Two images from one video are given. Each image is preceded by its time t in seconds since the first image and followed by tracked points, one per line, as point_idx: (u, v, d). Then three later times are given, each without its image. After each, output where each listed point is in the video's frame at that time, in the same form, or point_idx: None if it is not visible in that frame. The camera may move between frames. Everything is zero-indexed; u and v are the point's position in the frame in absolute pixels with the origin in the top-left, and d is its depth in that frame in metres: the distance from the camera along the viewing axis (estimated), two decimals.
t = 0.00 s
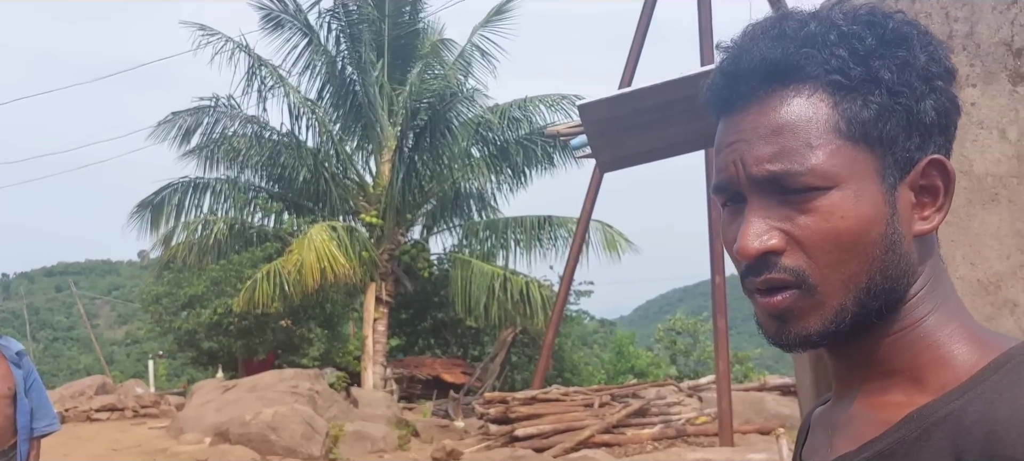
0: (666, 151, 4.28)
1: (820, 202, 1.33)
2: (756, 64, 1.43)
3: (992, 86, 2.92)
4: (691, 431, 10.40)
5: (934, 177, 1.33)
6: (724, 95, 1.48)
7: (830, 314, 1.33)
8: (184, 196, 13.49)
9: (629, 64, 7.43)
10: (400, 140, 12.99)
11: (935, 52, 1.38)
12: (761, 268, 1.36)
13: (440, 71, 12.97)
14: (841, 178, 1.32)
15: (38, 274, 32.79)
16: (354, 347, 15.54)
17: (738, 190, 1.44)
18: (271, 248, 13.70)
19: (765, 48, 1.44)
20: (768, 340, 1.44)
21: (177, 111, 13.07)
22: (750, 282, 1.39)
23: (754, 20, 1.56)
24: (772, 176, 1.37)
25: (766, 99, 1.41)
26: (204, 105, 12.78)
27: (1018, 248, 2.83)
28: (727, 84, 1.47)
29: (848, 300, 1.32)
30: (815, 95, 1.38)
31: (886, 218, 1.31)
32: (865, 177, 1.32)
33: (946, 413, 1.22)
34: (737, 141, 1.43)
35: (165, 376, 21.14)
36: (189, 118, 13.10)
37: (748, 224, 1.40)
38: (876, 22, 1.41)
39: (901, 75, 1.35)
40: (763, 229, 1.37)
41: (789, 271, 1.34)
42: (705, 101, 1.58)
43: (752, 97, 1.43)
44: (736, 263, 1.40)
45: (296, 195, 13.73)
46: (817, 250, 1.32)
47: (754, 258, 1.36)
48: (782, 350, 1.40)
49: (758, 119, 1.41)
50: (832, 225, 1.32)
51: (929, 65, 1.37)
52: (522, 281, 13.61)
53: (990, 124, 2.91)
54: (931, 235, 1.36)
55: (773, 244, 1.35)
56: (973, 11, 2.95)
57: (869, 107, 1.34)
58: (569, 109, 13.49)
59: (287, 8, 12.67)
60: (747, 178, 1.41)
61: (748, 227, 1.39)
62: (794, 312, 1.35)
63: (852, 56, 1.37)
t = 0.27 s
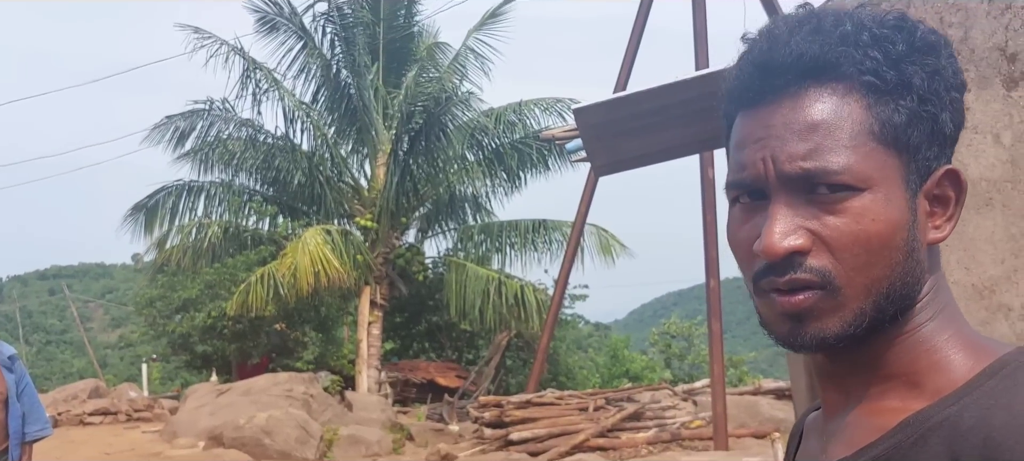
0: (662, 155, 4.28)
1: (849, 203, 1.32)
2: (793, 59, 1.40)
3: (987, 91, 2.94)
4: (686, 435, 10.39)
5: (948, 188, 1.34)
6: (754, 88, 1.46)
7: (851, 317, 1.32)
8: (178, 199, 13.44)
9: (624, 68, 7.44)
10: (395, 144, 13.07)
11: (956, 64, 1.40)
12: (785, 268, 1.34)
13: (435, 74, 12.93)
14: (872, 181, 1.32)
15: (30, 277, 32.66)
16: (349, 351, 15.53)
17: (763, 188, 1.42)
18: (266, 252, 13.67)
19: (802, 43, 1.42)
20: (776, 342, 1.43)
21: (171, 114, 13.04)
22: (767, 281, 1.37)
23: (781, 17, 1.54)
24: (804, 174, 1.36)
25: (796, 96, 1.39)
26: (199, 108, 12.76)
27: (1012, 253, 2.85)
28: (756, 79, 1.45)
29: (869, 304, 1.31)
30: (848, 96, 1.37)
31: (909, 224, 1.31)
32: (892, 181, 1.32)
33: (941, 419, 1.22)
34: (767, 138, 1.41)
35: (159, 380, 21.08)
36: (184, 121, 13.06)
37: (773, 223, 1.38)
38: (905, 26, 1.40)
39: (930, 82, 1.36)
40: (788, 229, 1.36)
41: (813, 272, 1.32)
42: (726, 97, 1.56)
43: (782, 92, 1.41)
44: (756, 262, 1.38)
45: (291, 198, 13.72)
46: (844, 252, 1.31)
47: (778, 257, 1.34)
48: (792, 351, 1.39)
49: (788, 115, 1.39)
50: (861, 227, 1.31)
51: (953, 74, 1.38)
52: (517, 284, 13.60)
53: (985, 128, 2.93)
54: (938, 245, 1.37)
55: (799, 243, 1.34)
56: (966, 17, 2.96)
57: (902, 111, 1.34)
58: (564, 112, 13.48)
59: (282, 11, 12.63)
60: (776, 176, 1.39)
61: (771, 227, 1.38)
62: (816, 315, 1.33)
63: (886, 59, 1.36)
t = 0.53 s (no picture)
0: (657, 159, 4.29)
1: (857, 210, 1.33)
2: (801, 65, 1.41)
3: (979, 96, 2.95)
4: (680, 439, 10.40)
5: (946, 196, 1.37)
6: (760, 93, 1.45)
7: (856, 325, 1.32)
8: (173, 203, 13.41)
9: (618, 73, 7.46)
10: (390, 148, 13.05)
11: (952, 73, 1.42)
12: (793, 275, 1.34)
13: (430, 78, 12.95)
14: (880, 188, 1.33)
15: (24, 280, 32.57)
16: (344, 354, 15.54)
17: (768, 195, 1.42)
18: (260, 255, 13.65)
19: (810, 48, 1.42)
20: (777, 350, 1.43)
21: (165, 117, 13.01)
22: (773, 288, 1.37)
23: (784, 21, 1.54)
24: (813, 180, 1.36)
25: (803, 102, 1.39)
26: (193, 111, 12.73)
27: (1004, 257, 2.87)
28: (762, 84, 1.45)
29: (874, 312, 1.32)
30: (854, 103, 1.37)
31: (912, 232, 1.32)
32: (896, 189, 1.33)
33: (937, 427, 1.23)
34: (774, 143, 1.41)
35: (153, 384, 21.03)
36: (178, 125, 13.04)
37: (780, 230, 1.38)
38: (906, 35, 1.41)
39: (933, 90, 1.37)
40: (796, 236, 1.36)
41: (822, 280, 1.32)
42: (727, 102, 1.56)
43: (787, 97, 1.41)
44: (763, 269, 1.38)
45: (285, 202, 13.70)
46: (851, 259, 1.32)
47: (787, 264, 1.34)
48: (793, 359, 1.39)
49: (795, 121, 1.39)
50: (869, 234, 1.31)
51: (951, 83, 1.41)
52: (512, 288, 13.59)
53: (977, 134, 2.94)
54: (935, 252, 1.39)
55: (808, 250, 1.34)
56: (960, 23, 2.97)
57: (905, 119, 1.35)
58: (559, 116, 13.50)
59: (277, 14, 12.66)
60: (784, 182, 1.39)
61: (777, 235, 1.38)
62: (822, 322, 1.33)
63: (890, 66, 1.37)
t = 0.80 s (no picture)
0: (653, 165, 4.31)
1: (850, 218, 1.34)
2: (794, 74, 1.42)
3: (972, 102, 2.97)
4: (677, 443, 10.47)
5: (937, 204, 1.38)
6: (754, 102, 1.47)
7: (850, 331, 1.33)
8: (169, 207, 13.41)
9: (615, 79, 7.49)
10: (386, 152, 13.04)
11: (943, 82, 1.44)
12: (787, 281, 1.36)
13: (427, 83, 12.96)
14: (872, 196, 1.34)
15: (20, 285, 32.53)
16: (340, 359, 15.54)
17: (762, 202, 1.43)
18: (257, 260, 13.65)
19: (802, 57, 1.44)
20: (771, 355, 1.44)
21: (162, 122, 13.02)
22: (767, 295, 1.38)
23: (776, 30, 1.56)
24: (806, 188, 1.37)
25: (795, 110, 1.41)
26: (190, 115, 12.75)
27: (997, 263, 2.90)
28: (755, 92, 1.46)
29: (866, 318, 1.33)
30: (847, 111, 1.39)
31: (904, 239, 1.34)
32: (889, 197, 1.34)
33: (930, 434, 1.24)
34: (768, 151, 1.42)
35: (149, 388, 20.99)
36: (175, 129, 13.05)
37: (774, 236, 1.40)
38: (897, 43, 1.43)
39: (923, 99, 1.39)
40: (789, 242, 1.38)
41: (816, 286, 1.34)
42: (720, 110, 1.57)
43: (781, 106, 1.43)
44: (758, 275, 1.39)
45: (282, 206, 13.71)
46: (845, 266, 1.33)
47: (781, 270, 1.36)
48: (787, 364, 1.40)
49: (788, 129, 1.41)
50: (862, 241, 1.33)
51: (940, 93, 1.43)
52: (509, 293, 13.61)
53: (970, 140, 2.96)
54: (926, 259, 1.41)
55: (802, 257, 1.35)
56: (953, 31, 3.00)
57: (897, 126, 1.37)
58: (556, 121, 13.51)
59: (274, 18, 12.68)
60: (779, 189, 1.40)
61: (772, 242, 1.39)
62: (815, 329, 1.35)
63: (882, 75, 1.39)
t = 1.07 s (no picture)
0: (652, 169, 4.31)
1: (855, 222, 1.35)
2: (799, 78, 1.42)
3: (970, 107, 2.98)
4: (674, 448, 10.50)
5: (941, 208, 1.39)
6: (758, 106, 1.47)
7: (855, 336, 1.34)
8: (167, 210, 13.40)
9: (612, 83, 7.50)
10: (384, 157, 13.04)
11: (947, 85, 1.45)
12: (792, 286, 1.36)
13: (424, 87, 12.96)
14: (877, 200, 1.35)
15: (16, 288, 32.47)
16: (337, 363, 15.54)
17: (767, 206, 1.43)
18: (254, 263, 13.63)
19: (807, 61, 1.44)
20: (776, 360, 1.44)
21: (160, 125, 13.03)
22: (772, 299, 1.39)
23: (778, 34, 1.57)
24: (811, 192, 1.38)
25: (800, 114, 1.41)
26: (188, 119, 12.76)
27: (994, 267, 2.90)
28: (760, 96, 1.46)
29: (872, 323, 1.34)
30: (851, 115, 1.39)
31: (909, 243, 1.34)
32: (893, 201, 1.35)
33: (936, 439, 1.24)
34: (773, 154, 1.43)
35: (145, 392, 20.95)
36: (173, 132, 13.05)
37: (778, 241, 1.40)
38: (901, 47, 1.43)
39: (928, 102, 1.39)
40: (795, 247, 1.38)
41: (821, 291, 1.34)
42: (723, 113, 1.58)
43: (786, 109, 1.43)
44: (763, 279, 1.40)
45: (279, 210, 13.70)
46: (850, 271, 1.34)
47: (786, 276, 1.36)
48: (791, 369, 1.40)
49: (794, 133, 1.41)
50: (867, 245, 1.33)
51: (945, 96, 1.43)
52: (506, 297, 13.60)
53: (967, 145, 2.98)
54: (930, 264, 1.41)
55: (807, 261, 1.36)
56: (950, 36, 3.01)
57: (902, 131, 1.37)
58: (554, 125, 13.53)
59: (272, 23, 12.68)
60: (783, 193, 1.40)
61: (777, 246, 1.40)
62: (821, 334, 1.35)
63: (886, 79, 1.39)
